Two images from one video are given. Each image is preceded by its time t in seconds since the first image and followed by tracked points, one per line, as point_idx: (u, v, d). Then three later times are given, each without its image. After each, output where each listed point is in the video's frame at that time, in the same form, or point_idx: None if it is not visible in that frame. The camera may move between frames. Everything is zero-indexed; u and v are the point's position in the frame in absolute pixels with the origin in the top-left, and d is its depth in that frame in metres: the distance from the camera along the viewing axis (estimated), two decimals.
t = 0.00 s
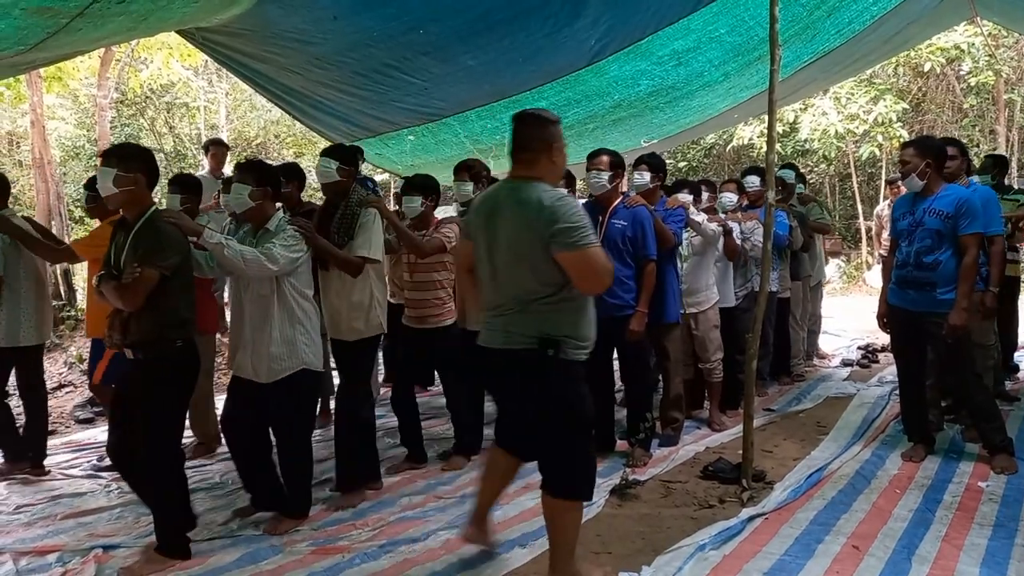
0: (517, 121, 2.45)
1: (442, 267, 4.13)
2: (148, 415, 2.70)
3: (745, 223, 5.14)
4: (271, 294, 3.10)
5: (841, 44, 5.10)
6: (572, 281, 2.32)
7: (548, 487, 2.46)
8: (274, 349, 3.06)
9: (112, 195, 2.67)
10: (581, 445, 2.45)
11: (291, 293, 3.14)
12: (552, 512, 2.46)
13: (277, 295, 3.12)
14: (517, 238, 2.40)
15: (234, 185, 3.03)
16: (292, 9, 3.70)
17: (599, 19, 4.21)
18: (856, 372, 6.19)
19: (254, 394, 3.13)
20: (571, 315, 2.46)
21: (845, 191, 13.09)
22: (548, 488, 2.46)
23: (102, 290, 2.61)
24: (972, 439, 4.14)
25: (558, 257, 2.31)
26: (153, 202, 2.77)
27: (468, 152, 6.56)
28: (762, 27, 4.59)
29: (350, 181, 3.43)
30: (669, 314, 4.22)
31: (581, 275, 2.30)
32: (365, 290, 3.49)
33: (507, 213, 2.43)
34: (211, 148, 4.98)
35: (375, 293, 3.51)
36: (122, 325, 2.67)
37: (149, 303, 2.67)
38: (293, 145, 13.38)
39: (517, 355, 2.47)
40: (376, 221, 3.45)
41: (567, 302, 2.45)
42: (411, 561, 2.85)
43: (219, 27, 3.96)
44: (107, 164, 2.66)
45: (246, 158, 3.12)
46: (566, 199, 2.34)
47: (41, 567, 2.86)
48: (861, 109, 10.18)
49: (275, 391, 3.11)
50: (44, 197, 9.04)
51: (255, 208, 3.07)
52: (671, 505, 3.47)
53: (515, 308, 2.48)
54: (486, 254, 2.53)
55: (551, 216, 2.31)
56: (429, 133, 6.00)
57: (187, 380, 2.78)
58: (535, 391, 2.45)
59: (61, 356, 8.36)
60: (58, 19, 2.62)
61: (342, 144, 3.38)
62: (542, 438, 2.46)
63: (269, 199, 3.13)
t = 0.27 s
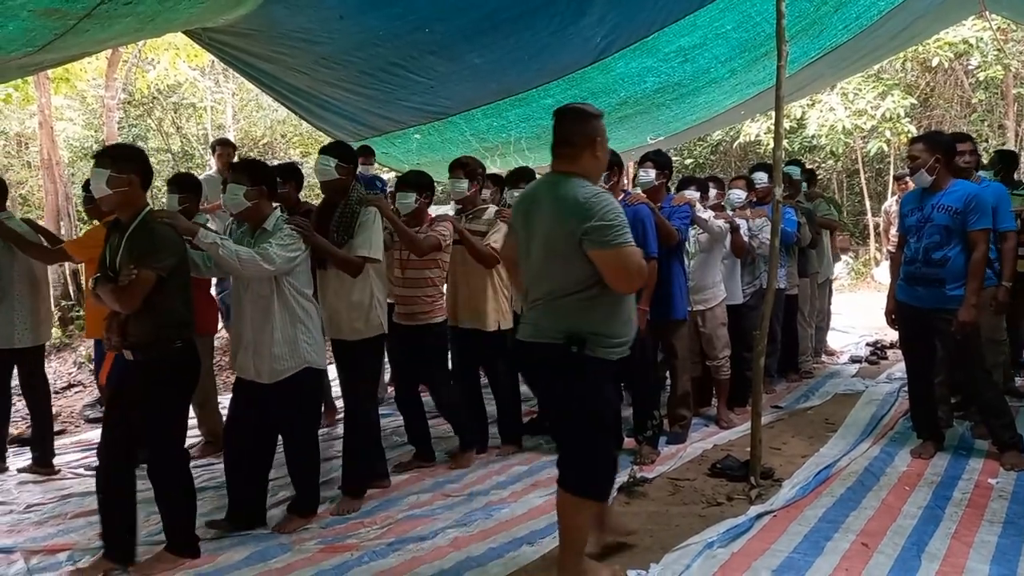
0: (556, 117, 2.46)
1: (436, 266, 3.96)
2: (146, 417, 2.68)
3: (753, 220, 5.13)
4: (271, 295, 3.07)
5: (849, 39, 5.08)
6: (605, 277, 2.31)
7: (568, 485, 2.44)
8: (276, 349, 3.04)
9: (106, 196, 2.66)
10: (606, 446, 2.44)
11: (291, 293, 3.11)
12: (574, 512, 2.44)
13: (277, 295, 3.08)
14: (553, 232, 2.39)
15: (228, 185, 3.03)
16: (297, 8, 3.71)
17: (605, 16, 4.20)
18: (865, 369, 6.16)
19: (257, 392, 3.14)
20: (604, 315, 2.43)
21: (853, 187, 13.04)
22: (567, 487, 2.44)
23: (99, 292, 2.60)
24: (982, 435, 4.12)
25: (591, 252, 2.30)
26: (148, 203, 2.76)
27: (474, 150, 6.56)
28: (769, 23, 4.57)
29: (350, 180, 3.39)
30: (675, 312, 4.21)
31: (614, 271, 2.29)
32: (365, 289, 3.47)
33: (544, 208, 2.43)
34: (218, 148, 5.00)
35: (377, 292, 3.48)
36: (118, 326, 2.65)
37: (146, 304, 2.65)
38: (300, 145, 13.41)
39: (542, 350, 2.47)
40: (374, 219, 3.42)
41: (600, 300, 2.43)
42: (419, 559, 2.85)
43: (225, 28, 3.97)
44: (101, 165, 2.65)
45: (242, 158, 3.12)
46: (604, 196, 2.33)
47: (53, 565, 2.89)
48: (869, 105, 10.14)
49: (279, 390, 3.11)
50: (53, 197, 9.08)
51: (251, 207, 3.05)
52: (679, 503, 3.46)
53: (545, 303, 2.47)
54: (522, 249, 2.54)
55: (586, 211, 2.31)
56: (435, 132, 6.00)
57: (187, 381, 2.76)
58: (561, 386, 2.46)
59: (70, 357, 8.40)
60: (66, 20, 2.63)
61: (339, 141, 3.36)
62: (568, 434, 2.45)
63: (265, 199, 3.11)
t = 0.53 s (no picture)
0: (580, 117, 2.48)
1: (431, 264, 3.92)
2: (129, 419, 2.66)
3: (757, 219, 5.12)
4: (261, 295, 3.06)
5: (852, 37, 5.07)
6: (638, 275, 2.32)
7: (593, 474, 2.42)
8: (269, 350, 3.05)
9: (88, 198, 2.62)
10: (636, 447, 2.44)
11: (282, 293, 3.10)
12: (597, 504, 2.43)
13: (267, 295, 3.08)
14: (583, 233, 2.42)
15: (216, 185, 3.03)
16: (300, 7, 3.71)
17: (608, 14, 4.19)
18: (869, 368, 6.16)
19: (251, 393, 3.15)
20: (642, 311, 2.43)
21: (857, 185, 13.01)
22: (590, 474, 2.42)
23: (80, 294, 2.56)
24: (986, 434, 4.11)
25: (622, 251, 2.31)
26: (130, 203, 2.73)
27: (477, 149, 6.56)
28: (772, 20, 4.55)
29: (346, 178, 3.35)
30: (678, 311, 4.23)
31: (645, 268, 2.29)
32: (360, 290, 3.44)
33: (573, 210, 2.45)
34: (222, 147, 5.02)
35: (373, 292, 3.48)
36: (101, 328, 2.62)
37: (127, 306, 2.62)
38: (303, 144, 13.43)
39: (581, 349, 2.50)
40: (372, 217, 3.38)
41: (637, 296, 2.44)
42: (423, 558, 2.86)
43: (228, 27, 3.97)
44: (82, 166, 2.62)
45: (232, 157, 3.11)
46: (631, 194, 2.33)
47: (58, 564, 2.90)
48: (873, 103, 10.12)
49: (272, 391, 3.11)
50: (57, 197, 9.09)
51: (239, 208, 3.06)
52: (683, 502, 3.46)
53: (583, 304, 2.51)
54: (557, 251, 2.57)
55: (614, 210, 2.32)
56: (438, 131, 6.00)
57: (172, 382, 2.75)
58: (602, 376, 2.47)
59: (75, 356, 8.42)
60: (69, 20, 2.64)
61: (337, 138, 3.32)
62: (600, 426, 2.46)
63: (254, 198, 3.11)
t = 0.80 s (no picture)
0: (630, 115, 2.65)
1: (444, 265, 3.82)
2: (123, 418, 2.66)
3: (778, 219, 5.08)
4: (260, 295, 3.07)
5: (874, 34, 5.02)
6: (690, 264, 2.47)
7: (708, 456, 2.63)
8: (268, 349, 3.04)
9: (87, 197, 2.65)
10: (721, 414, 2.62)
11: (281, 293, 3.11)
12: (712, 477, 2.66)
13: (266, 295, 3.08)
14: (638, 225, 2.58)
15: (218, 184, 3.03)
16: (320, 8, 3.73)
17: (626, 13, 4.18)
18: (891, 369, 6.09)
19: (249, 393, 3.13)
20: (695, 300, 2.59)
21: (879, 184, 12.87)
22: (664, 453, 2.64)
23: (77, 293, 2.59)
24: (1012, 436, 4.05)
25: (675, 242, 2.46)
26: (129, 203, 2.75)
27: (495, 148, 6.57)
28: (792, 18, 4.51)
29: (361, 177, 3.38)
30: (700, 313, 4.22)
31: (698, 257, 2.44)
32: (375, 286, 3.43)
33: (627, 203, 2.61)
34: (243, 146, 5.06)
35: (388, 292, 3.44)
36: (98, 328, 2.64)
37: (122, 305, 2.63)
38: (322, 144, 13.50)
39: (641, 340, 2.66)
40: (385, 217, 3.36)
41: (689, 286, 2.59)
42: (442, 555, 2.87)
43: (249, 27, 4.01)
44: (82, 165, 2.64)
45: (237, 157, 3.12)
46: (682, 186, 2.48)
47: (84, 558, 2.95)
48: (895, 101, 10.02)
49: (271, 390, 3.11)
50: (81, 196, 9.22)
51: (241, 206, 3.06)
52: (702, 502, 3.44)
53: (638, 295, 2.66)
54: (611, 243, 2.73)
55: (667, 204, 2.47)
56: (456, 130, 6.01)
57: (171, 382, 2.76)
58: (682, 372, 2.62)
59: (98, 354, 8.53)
60: (93, 21, 2.67)
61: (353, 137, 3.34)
62: (695, 415, 2.62)
63: (257, 197, 3.11)
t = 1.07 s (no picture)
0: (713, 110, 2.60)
1: (475, 263, 3.83)
2: (149, 411, 2.68)
3: (820, 217, 4.99)
4: (280, 289, 3.06)
5: (921, 28, 4.90)
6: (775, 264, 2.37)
7: (786, 463, 2.50)
8: (285, 343, 3.01)
9: (118, 192, 2.67)
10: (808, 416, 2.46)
11: (302, 288, 3.09)
12: (808, 490, 2.48)
13: (287, 290, 3.07)
14: (720, 221, 2.50)
15: (246, 179, 3.04)
16: (359, 5, 3.77)
17: (665, 8, 4.14)
18: (937, 371, 5.95)
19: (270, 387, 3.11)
20: (776, 299, 2.48)
21: (924, 181, 12.58)
22: (725, 451, 2.61)
23: (108, 287, 2.65)
24: None
25: (760, 239, 2.37)
26: (158, 198, 2.77)
27: (531, 144, 6.55)
28: (836, 13, 4.42)
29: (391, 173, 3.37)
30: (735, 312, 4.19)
31: (784, 256, 2.33)
32: (404, 279, 3.36)
33: (709, 197, 2.54)
34: (282, 142, 5.12)
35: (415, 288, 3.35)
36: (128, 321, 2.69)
37: (150, 300, 2.67)
38: (360, 140, 13.63)
39: (717, 339, 2.55)
40: (414, 212, 3.36)
41: (771, 285, 2.48)
42: (478, 550, 2.88)
43: (290, 25, 4.06)
44: (113, 160, 2.66)
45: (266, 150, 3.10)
46: (768, 183, 2.41)
47: (130, 544, 3.05)
48: (942, 96, 9.78)
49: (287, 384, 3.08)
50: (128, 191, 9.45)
51: (265, 201, 3.05)
52: (740, 502, 3.41)
53: (716, 293, 2.56)
54: (690, 240, 2.65)
55: (752, 200, 2.39)
56: (493, 126, 6.02)
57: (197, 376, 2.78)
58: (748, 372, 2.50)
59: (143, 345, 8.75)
60: (140, 20, 2.73)
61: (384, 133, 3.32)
62: (772, 417, 2.49)
63: (281, 192, 3.10)
